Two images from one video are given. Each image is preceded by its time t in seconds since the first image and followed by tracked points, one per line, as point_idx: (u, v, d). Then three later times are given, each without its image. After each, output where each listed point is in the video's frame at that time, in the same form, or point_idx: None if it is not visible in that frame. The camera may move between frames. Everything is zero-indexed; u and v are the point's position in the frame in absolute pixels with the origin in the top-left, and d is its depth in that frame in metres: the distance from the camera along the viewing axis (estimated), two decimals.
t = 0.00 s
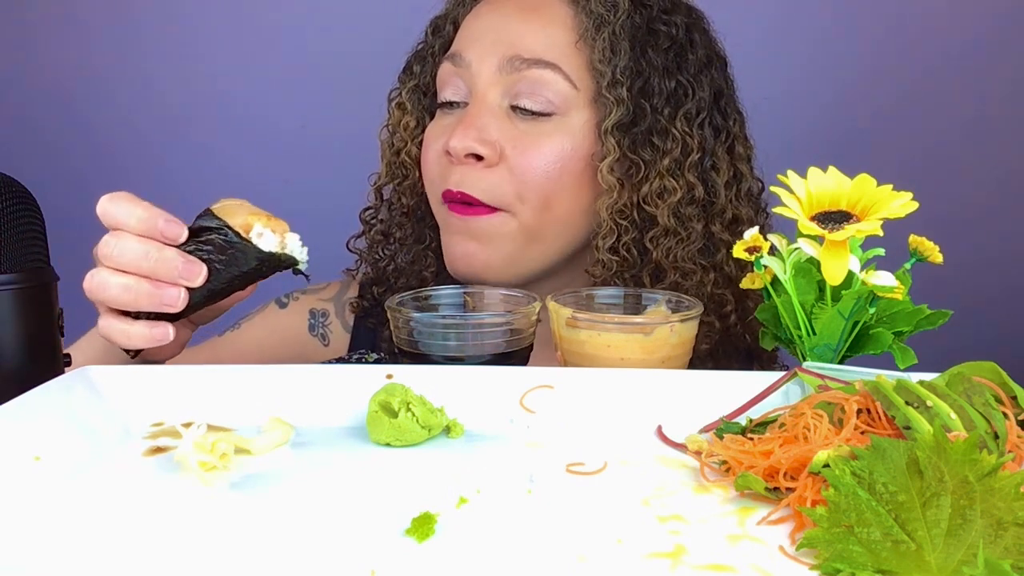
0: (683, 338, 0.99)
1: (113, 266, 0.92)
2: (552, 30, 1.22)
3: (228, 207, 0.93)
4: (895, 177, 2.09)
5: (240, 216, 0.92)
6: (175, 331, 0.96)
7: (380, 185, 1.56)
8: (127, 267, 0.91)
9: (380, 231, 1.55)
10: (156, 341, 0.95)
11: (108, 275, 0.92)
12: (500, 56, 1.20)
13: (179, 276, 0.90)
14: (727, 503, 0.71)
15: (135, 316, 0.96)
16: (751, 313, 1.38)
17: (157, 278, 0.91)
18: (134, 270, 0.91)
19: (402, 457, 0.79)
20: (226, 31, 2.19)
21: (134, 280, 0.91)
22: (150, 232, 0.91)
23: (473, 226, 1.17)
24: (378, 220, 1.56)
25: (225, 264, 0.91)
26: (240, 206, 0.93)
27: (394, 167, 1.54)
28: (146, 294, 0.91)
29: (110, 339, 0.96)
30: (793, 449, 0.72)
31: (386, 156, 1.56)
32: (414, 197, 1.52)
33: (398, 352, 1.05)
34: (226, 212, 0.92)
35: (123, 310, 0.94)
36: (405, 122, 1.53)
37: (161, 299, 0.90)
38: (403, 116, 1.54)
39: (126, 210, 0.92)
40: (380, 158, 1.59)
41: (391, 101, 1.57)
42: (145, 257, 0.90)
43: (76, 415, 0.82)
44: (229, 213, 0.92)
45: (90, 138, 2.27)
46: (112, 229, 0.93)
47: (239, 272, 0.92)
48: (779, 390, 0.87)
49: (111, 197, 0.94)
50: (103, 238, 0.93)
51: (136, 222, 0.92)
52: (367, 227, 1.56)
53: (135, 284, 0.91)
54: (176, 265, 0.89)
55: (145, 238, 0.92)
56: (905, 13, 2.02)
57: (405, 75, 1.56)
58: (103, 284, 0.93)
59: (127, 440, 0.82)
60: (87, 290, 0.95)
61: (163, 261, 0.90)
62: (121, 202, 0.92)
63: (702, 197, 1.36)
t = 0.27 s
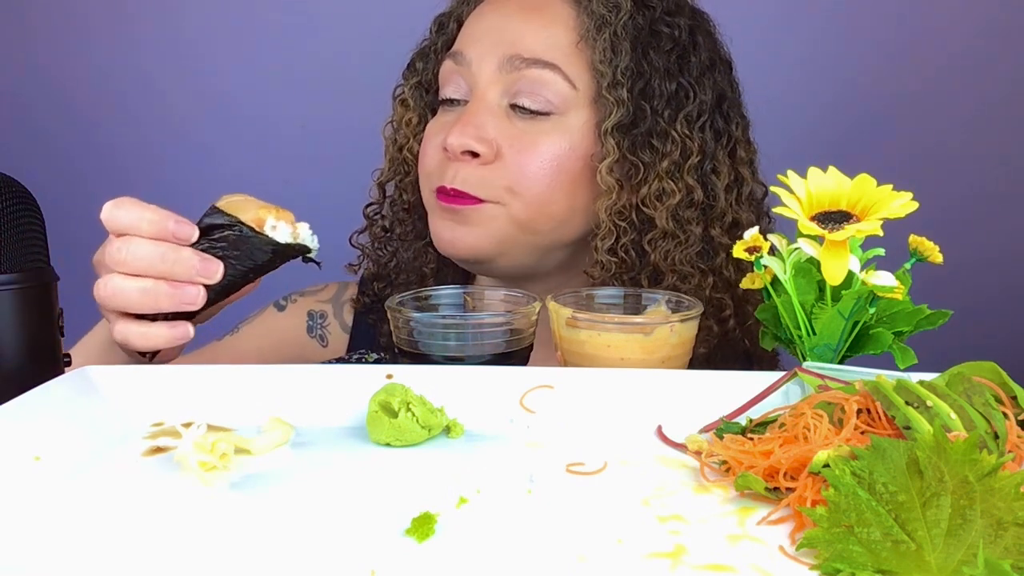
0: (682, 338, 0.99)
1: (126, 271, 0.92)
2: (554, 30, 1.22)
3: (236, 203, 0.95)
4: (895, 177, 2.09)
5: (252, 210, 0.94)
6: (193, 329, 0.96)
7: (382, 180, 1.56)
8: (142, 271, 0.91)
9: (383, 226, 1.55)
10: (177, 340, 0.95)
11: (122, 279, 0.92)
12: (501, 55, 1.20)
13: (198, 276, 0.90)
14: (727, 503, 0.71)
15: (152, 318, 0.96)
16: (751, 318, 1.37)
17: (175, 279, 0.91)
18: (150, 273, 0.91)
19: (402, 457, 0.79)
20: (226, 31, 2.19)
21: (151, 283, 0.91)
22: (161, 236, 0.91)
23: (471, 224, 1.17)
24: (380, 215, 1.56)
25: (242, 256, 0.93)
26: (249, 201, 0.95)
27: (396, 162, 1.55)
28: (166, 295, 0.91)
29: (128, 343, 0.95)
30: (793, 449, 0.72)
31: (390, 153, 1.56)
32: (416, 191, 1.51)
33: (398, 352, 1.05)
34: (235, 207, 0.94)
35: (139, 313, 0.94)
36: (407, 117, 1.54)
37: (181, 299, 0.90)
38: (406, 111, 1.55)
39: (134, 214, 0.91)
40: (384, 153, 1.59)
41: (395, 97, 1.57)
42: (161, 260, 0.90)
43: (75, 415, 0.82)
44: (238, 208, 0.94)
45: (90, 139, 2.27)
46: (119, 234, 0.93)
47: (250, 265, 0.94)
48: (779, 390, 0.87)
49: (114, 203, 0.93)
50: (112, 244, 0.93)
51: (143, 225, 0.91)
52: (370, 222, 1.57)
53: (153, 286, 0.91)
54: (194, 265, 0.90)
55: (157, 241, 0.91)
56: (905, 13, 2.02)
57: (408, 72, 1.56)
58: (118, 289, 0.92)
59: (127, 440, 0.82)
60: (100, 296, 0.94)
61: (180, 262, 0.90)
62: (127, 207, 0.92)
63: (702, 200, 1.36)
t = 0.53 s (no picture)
0: (683, 338, 0.99)
1: (178, 269, 0.93)
2: (554, 31, 1.22)
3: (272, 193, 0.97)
4: (895, 177, 2.09)
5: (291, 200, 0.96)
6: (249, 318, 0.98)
7: (385, 173, 1.56)
8: (196, 267, 0.92)
9: (383, 220, 1.55)
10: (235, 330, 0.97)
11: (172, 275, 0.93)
12: (498, 54, 1.20)
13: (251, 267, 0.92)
14: (727, 503, 0.71)
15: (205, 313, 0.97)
16: (746, 331, 1.38)
17: (232, 272, 0.92)
18: (206, 268, 0.92)
19: (402, 457, 0.79)
20: (226, 31, 2.19)
21: (207, 278, 0.92)
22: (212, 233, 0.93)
23: (461, 224, 1.17)
24: (382, 209, 1.56)
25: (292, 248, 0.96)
26: (288, 192, 0.98)
27: (399, 155, 1.55)
28: (224, 288, 0.92)
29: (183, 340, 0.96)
30: (793, 449, 0.72)
31: (393, 145, 1.57)
32: (415, 186, 1.52)
33: (398, 352, 1.05)
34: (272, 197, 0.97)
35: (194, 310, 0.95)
36: (409, 112, 1.54)
37: (241, 290, 0.92)
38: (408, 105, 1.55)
39: (182, 213, 0.93)
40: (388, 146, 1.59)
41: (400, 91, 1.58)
42: (217, 254, 0.91)
43: (76, 415, 0.82)
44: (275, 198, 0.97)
45: (90, 138, 2.27)
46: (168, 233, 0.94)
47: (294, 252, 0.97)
48: (779, 390, 0.87)
49: (157, 205, 0.95)
50: (159, 243, 0.94)
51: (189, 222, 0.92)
52: (372, 215, 1.57)
53: (209, 281, 0.92)
54: (248, 257, 0.91)
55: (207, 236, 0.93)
56: (905, 13, 2.02)
57: (414, 66, 1.56)
58: (173, 288, 0.93)
59: (127, 440, 0.82)
60: (148, 296, 0.95)
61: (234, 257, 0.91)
62: (170, 209, 0.94)
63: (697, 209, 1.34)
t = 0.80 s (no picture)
0: (683, 338, 0.99)
1: (276, 248, 1.01)
2: (544, 32, 1.21)
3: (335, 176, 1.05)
4: (895, 177, 2.09)
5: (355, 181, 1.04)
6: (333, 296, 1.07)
7: (386, 165, 1.57)
8: (292, 245, 1.01)
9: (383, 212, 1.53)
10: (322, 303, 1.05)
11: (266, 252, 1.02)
12: (486, 52, 1.21)
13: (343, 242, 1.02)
14: (727, 503, 0.71)
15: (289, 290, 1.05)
16: (730, 347, 1.34)
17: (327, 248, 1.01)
18: (303, 246, 1.01)
19: (402, 457, 0.79)
20: (226, 30, 2.19)
21: (303, 254, 1.01)
22: (306, 214, 1.03)
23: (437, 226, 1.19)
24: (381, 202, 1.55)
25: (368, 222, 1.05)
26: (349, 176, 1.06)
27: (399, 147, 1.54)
28: (321, 263, 1.01)
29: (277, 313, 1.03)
30: (793, 449, 0.72)
31: (393, 138, 1.57)
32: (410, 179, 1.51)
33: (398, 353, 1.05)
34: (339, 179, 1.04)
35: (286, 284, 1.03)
36: (408, 104, 1.54)
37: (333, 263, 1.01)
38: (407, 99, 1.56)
39: (279, 198, 1.04)
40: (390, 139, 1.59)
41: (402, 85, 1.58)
42: (312, 231, 1.00)
43: (77, 415, 0.82)
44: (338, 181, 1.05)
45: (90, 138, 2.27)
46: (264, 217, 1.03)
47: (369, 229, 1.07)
48: (779, 390, 0.87)
49: (253, 192, 1.05)
50: (254, 225, 1.02)
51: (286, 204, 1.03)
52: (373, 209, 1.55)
53: (307, 257, 1.01)
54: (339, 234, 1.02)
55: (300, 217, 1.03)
56: (905, 12, 2.02)
57: (416, 60, 1.56)
58: (274, 266, 1.01)
59: (127, 439, 0.82)
60: (245, 275, 1.02)
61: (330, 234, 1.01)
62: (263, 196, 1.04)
63: (680, 220, 1.33)
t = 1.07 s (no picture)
0: (683, 338, 0.99)
1: (355, 247, 1.10)
2: (533, 33, 1.21)
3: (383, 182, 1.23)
4: (895, 178, 2.09)
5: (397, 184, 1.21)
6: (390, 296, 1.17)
7: (383, 160, 1.57)
8: (368, 245, 1.10)
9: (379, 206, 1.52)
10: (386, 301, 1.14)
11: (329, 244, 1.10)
12: (475, 48, 1.22)
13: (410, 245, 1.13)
14: (727, 504, 0.71)
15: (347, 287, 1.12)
16: (712, 360, 1.34)
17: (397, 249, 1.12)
18: (378, 245, 1.10)
19: (401, 457, 0.79)
20: (226, 30, 2.19)
21: (379, 253, 1.10)
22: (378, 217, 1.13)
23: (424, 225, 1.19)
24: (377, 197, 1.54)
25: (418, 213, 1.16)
26: (399, 185, 1.24)
27: (394, 142, 1.54)
28: (392, 262, 1.10)
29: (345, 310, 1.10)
30: (793, 449, 0.72)
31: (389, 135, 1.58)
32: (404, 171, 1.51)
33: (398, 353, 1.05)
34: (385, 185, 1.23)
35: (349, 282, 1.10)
36: (402, 98, 1.55)
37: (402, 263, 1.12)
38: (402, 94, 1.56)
39: (357, 201, 1.13)
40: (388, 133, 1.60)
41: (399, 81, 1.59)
42: (388, 234, 1.10)
43: (77, 415, 0.82)
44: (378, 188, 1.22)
45: (91, 138, 2.27)
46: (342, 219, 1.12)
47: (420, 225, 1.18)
48: (779, 390, 0.87)
49: (332, 195, 1.13)
50: (333, 226, 1.10)
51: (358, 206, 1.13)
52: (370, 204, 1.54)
53: (381, 256, 1.10)
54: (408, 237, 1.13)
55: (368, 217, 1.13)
56: (906, 12, 2.02)
57: (411, 58, 1.56)
58: (345, 263, 1.09)
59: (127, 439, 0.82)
60: (320, 271, 1.09)
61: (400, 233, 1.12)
62: (342, 198, 1.13)
63: (668, 228, 1.31)
